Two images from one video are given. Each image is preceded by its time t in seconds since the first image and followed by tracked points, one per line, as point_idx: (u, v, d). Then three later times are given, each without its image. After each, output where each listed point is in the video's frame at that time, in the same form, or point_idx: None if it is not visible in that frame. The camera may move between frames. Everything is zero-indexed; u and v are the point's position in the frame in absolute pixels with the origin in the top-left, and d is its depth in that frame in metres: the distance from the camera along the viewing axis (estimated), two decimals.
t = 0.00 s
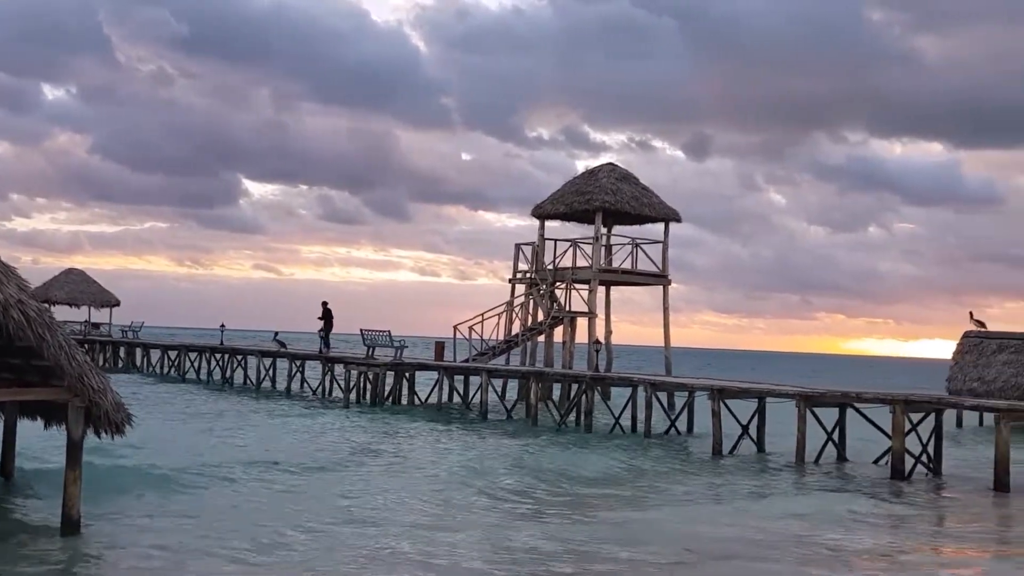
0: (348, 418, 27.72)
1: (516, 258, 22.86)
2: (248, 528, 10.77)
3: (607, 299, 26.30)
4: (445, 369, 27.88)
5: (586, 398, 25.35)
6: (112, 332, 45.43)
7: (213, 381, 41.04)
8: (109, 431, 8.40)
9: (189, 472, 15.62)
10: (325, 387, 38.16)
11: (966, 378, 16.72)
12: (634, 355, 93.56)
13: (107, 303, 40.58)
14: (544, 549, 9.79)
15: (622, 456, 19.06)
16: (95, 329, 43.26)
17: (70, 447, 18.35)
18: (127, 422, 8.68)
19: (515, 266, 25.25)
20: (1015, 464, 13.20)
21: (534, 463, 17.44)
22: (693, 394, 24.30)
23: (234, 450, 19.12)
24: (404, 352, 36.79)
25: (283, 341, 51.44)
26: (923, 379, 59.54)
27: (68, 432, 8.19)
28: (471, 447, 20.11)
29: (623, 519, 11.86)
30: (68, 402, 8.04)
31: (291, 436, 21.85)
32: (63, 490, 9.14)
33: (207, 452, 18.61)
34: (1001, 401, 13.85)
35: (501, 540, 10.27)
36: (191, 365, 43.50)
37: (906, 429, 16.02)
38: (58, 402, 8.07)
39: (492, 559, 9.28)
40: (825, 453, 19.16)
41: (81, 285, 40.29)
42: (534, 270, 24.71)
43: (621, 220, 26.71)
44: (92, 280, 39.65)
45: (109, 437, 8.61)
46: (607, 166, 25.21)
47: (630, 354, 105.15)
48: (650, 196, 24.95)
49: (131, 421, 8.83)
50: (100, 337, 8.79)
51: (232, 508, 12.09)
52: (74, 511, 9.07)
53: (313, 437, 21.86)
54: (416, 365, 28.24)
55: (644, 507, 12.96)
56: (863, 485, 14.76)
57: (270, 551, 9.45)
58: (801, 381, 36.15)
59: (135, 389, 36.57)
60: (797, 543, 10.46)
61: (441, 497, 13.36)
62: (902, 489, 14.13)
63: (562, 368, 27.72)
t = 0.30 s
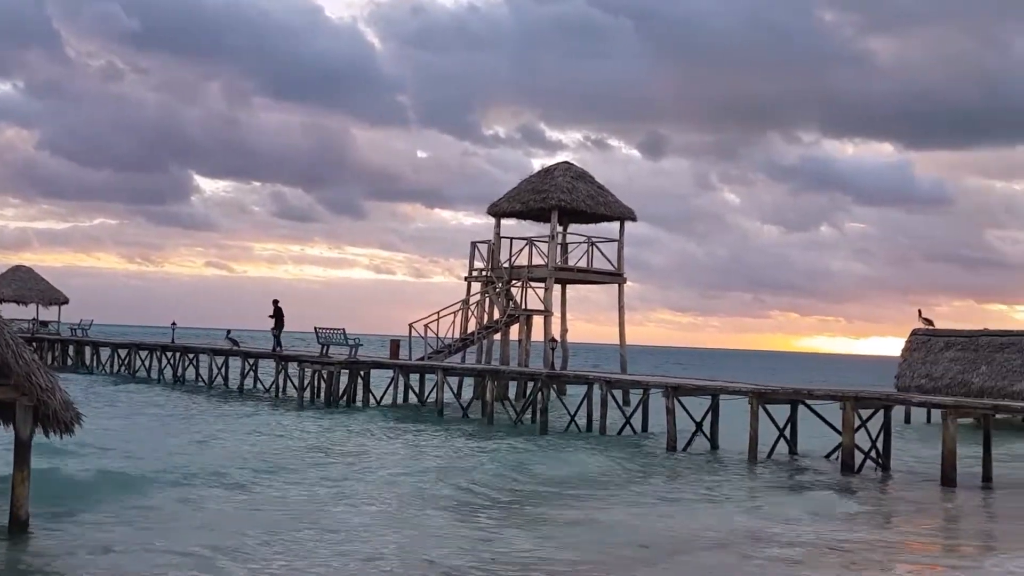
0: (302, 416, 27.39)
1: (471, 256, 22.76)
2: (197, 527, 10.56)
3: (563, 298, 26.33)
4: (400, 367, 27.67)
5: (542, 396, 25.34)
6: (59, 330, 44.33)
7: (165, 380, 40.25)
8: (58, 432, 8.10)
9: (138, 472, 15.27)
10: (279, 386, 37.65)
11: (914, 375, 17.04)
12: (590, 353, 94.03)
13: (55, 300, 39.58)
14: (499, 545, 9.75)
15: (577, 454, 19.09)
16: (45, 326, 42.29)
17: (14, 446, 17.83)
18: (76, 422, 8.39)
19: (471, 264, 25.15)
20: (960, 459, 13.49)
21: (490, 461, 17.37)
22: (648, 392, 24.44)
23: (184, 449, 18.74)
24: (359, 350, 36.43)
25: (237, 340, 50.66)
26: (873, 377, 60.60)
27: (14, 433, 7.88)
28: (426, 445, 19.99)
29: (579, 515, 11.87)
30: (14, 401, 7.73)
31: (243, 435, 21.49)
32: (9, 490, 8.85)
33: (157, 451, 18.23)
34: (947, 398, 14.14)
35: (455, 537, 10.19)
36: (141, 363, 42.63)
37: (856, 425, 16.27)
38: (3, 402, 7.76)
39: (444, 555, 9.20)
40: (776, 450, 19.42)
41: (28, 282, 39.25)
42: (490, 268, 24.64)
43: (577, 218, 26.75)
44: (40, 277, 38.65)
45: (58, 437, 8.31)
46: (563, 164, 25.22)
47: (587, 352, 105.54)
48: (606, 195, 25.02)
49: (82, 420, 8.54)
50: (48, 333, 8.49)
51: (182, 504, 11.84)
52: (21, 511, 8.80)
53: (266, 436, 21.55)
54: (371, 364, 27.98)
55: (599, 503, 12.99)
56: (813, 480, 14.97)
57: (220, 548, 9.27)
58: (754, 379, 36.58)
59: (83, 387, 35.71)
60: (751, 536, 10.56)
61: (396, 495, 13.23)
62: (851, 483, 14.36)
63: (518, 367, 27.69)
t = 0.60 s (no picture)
0: (257, 416, 26.92)
1: (429, 254, 22.56)
2: (147, 528, 10.26)
3: (521, 296, 26.24)
4: (357, 365, 27.32)
5: (500, 395, 25.21)
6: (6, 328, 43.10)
7: (116, 379, 39.33)
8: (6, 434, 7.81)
9: (86, 472, 14.86)
10: (233, 385, 37.02)
11: (868, 373, 17.25)
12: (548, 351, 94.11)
13: (3, 297, 38.48)
14: (456, 544, 9.61)
15: (535, 452, 19.00)
16: None
17: None
18: (25, 422, 8.10)
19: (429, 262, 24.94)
20: (913, 456, 13.66)
21: (447, 461, 17.20)
22: (606, 390, 24.44)
23: (133, 449, 18.27)
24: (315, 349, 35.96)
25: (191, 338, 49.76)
26: (826, 374, 61.58)
27: None
28: (383, 445, 19.74)
29: (539, 513, 11.80)
30: None
31: (195, 436, 21.03)
32: None
33: (107, 451, 17.76)
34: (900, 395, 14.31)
35: (412, 536, 10.02)
36: (92, 362, 41.63)
37: (811, 423, 16.41)
38: None
39: (401, 555, 9.02)
40: (733, 448, 19.52)
41: None
42: (448, 266, 24.45)
43: (536, 216, 26.68)
44: None
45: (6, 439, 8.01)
46: (521, 162, 25.13)
47: (546, 351, 105.75)
48: (564, 193, 24.99)
49: (30, 421, 8.24)
50: None
51: (129, 505, 11.49)
52: None
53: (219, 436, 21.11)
54: (327, 362, 27.59)
55: (558, 501, 12.92)
56: (770, 478, 15.04)
57: (169, 550, 8.98)
58: (711, 377, 36.87)
59: (31, 386, 34.74)
60: (710, 532, 10.59)
61: (352, 495, 13.02)
62: (806, 481, 14.45)
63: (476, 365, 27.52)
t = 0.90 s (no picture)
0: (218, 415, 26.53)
1: (393, 252, 22.40)
2: (104, 529, 10.01)
3: (485, 293, 26.17)
4: (320, 364, 27.05)
5: (464, 393, 25.10)
6: None
7: (73, 377, 38.55)
8: None
9: (43, 471, 14.53)
10: (195, 383, 36.44)
11: (829, 370, 17.46)
12: (512, 349, 94.14)
13: None
14: (422, 543, 9.53)
15: (500, 450, 18.94)
16: None
17: None
18: None
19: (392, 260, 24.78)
20: (873, 452, 13.86)
21: (413, 459, 17.07)
22: (570, 388, 24.48)
23: (91, 448, 17.88)
24: (278, 347, 35.55)
25: (150, 337, 48.88)
26: (785, 372, 62.36)
27: None
28: (347, 443, 19.55)
29: (504, 510, 11.78)
30: None
31: (156, 435, 20.65)
32: None
33: (64, 450, 17.37)
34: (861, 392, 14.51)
35: (379, 534, 9.92)
36: (49, 360, 40.75)
37: (773, 419, 16.58)
38: None
39: (367, 553, 8.94)
40: (696, 444, 19.66)
41: None
42: (412, 264, 24.31)
43: (500, 214, 26.62)
44: None
45: None
46: (485, 160, 25.05)
47: (509, 348, 105.81)
48: (528, 191, 24.96)
49: None
50: None
51: (87, 502, 11.24)
52: None
53: (180, 435, 20.75)
54: (290, 360, 27.28)
55: (524, 498, 12.90)
56: (733, 474, 15.16)
57: (130, 551, 8.78)
58: (673, 374, 37.13)
59: None
60: (676, 528, 10.63)
61: (317, 493, 12.86)
62: (769, 477, 14.59)
63: (440, 363, 27.37)
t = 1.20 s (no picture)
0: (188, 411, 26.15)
1: (364, 247, 22.23)
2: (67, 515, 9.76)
3: (457, 289, 26.06)
4: (290, 359, 26.79)
5: (436, 388, 24.97)
6: None
7: (40, 373, 37.90)
8: None
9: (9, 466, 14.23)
10: (164, 379, 35.96)
11: (798, 364, 17.59)
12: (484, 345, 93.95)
13: None
14: (395, 538, 9.41)
15: (472, 446, 18.86)
16: None
17: None
18: None
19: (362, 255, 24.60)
20: (842, 446, 13.96)
21: (386, 454, 16.94)
22: (541, 383, 24.46)
23: (58, 443, 17.55)
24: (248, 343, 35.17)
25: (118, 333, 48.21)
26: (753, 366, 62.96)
27: None
28: (320, 439, 19.36)
29: (478, 505, 11.71)
30: None
31: (123, 431, 20.33)
32: None
33: (30, 446, 17.03)
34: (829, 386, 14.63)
35: (353, 530, 9.80)
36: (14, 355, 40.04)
37: (743, 414, 16.67)
38: None
39: (338, 549, 8.80)
40: (666, 439, 19.74)
41: None
42: (383, 260, 24.14)
43: (471, 210, 26.52)
44: None
45: None
46: (456, 155, 24.95)
47: (481, 343, 105.70)
48: (500, 187, 24.89)
49: None
50: None
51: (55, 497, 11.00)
52: None
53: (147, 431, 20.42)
54: (260, 356, 26.99)
55: (498, 493, 12.84)
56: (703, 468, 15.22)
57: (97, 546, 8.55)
58: (643, 370, 37.29)
59: None
60: (648, 521, 10.65)
61: (289, 489, 12.70)
62: (738, 471, 14.67)
63: (412, 359, 27.21)
